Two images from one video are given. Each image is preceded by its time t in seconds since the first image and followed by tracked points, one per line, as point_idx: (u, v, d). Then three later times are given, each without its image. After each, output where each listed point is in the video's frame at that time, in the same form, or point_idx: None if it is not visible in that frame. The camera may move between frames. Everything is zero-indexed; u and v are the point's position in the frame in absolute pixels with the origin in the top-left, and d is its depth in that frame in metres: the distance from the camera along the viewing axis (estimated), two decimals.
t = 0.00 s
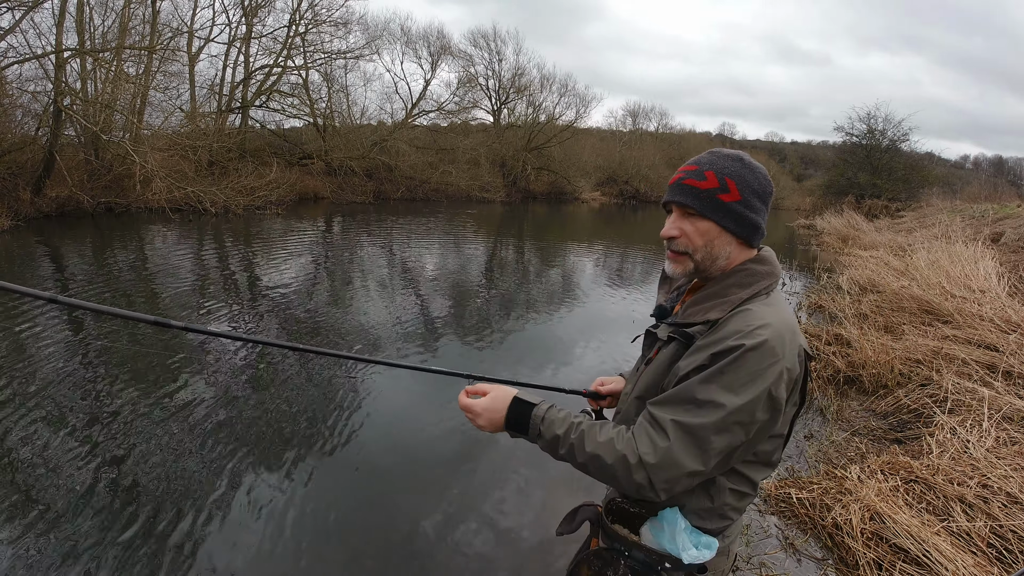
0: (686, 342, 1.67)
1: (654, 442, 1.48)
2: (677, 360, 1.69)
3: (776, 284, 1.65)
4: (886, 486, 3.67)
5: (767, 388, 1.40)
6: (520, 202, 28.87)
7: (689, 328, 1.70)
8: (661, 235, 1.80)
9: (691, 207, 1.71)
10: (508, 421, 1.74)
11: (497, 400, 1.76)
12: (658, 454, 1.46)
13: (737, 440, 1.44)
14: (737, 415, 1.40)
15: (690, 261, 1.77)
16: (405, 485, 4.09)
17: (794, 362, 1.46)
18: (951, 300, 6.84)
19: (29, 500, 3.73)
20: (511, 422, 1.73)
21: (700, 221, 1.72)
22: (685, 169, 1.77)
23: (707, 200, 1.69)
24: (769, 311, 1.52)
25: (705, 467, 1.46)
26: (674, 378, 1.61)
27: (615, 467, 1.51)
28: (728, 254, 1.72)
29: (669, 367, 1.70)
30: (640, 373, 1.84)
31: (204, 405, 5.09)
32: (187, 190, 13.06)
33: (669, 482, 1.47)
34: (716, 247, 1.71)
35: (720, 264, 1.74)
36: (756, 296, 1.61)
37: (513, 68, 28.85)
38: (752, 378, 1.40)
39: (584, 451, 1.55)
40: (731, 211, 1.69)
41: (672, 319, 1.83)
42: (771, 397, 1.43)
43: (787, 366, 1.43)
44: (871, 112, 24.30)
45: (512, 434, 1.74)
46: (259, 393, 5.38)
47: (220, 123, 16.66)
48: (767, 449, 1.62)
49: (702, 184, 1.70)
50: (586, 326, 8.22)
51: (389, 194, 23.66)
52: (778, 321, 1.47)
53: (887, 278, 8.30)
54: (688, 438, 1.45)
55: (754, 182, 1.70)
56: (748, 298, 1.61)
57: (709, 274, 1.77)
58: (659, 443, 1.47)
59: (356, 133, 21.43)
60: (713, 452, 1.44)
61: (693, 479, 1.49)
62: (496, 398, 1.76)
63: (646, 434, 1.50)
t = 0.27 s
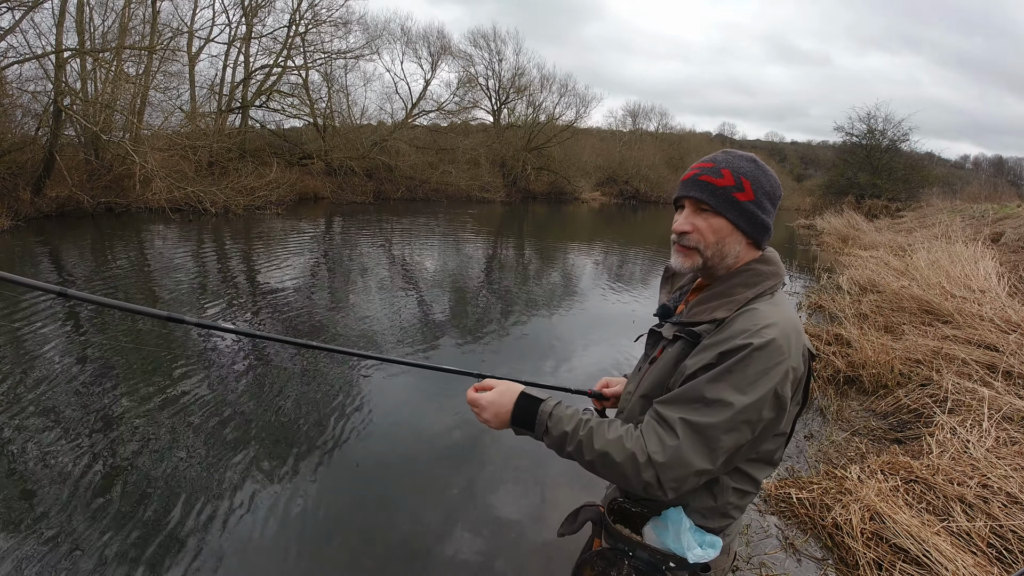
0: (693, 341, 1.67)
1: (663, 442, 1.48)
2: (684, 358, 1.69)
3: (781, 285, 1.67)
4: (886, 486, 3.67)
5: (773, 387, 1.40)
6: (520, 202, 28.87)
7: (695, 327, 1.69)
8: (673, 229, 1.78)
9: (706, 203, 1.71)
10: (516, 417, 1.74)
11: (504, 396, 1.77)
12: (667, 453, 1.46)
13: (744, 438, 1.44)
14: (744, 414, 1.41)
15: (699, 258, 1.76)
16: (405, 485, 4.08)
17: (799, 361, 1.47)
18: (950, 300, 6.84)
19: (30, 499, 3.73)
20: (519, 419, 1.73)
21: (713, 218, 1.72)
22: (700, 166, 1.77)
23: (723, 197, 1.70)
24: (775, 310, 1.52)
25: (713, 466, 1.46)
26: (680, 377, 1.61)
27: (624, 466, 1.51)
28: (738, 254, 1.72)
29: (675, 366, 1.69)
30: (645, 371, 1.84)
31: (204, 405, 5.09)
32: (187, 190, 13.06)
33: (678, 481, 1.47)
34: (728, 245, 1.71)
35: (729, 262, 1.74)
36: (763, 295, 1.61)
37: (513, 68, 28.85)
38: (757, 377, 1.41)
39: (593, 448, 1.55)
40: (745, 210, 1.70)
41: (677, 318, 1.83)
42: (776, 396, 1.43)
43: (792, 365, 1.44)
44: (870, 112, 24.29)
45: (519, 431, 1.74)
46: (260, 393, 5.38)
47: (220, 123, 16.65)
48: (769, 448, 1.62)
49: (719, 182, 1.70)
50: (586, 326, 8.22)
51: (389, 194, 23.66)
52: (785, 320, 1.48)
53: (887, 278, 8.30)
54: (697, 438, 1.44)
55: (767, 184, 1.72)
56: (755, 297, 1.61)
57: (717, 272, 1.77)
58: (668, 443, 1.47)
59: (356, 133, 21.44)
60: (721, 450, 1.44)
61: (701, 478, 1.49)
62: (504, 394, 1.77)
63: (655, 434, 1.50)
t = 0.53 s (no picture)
0: (694, 342, 1.67)
1: (664, 442, 1.48)
2: (684, 359, 1.69)
3: (781, 285, 1.65)
4: (886, 486, 3.67)
5: (773, 388, 1.41)
6: (520, 202, 28.86)
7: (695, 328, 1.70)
8: (667, 226, 1.79)
9: (698, 200, 1.72)
10: (517, 414, 1.73)
11: (506, 393, 1.77)
12: (669, 452, 1.46)
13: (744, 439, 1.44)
14: (745, 414, 1.41)
15: (693, 256, 1.77)
16: (405, 485, 4.09)
17: (799, 362, 1.47)
18: (950, 300, 6.84)
19: (30, 499, 3.73)
20: (519, 416, 1.73)
21: (706, 215, 1.72)
22: (694, 165, 1.79)
23: (714, 194, 1.70)
24: (776, 311, 1.52)
25: (714, 467, 1.46)
26: (681, 378, 1.61)
27: (624, 465, 1.51)
28: (732, 251, 1.72)
29: (675, 367, 1.69)
30: (645, 371, 1.84)
31: (204, 405, 5.09)
32: (188, 190, 13.05)
33: (679, 482, 1.48)
34: (721, 243, 1.72)
35: (723, 260, 1.74)
36: (762, 296, 1.61)
37: (513, 68, 28.85)
38: (759, 378, 1.41)
39: (594, 448, 1.55)
40: (738, 207, 1.69)
41: (677, 318, 1.83)
42: (777, 396, 1.44)
43: (792, 367, 1.44)
44: (870, 112, 24.29)
45: (519, 429, 1.74)
46: (260, 393, 5.38)
47: (220, 123, 16.65)
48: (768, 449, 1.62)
49: (711, 179, 1.71)
50: (586, 326, 8.21)
51: (389, 194, 23.67)
52: (785, 321, 1.48)
53: (887, 278, 8.30)
54: (699, 438, 1.44)
55: (763, 182, 1.71)
56: (752, 297, 1.61)
57: (713, 270, 1.77)
58: (670, 442, 1.47)
59: (356, 133, 21.43)
60: (723, 451, 1.44)
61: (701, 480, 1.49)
62: (505, 391, 1.77)
63: (657, 434, 1.50)
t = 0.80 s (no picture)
0: (688, 343, 1.66)
1: (667, 452, 1.47)
2: (679, 360, 1.68)
3: (773, 284, 1.63)
4: (886, 486, 3.67)
5: (771, 391, 1.41)
6: (520, 202, 28.86)
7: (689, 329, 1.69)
8: (654, 227, 1.84)
9: (679, 201, 1.75)
10: (520, 427, 1.73)
11: (510, 406, 1.77)
12: (672, 464, 1.45)
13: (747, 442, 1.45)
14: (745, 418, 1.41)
15: (679, 255, 1.80)
16: (404, 484, 4.09)
17: (795, 360, 1.47)
18: (950, 300, 6.84)
19: (30, 499, 3.73)
20: (523, 429, 1.72)
21: (687, 215, 1.75)
22: (678, 166, 1.81)
23: (693, 194, 1.72)
24: (768, 309, 1.52)
25: (719, 474, 1.46)
26: (677, 381, 1.60)
27: (629, 476, 1.51)
28: (718, 250, 1.72)
29: (671, 369, 1.68)
30: (640, 372, 1.84)
31: (204, 404, 5.09)
32: (188, 190, 13.05)
33: (685, 491, 1.47)
34: (705, 241, 1.73)
35: (710, 259, 1.74)
36: (755, 295, 1.60)
37: (513, 68, 28.84)
38: (756, 381, 1.41)
39: (599, 461, 1.55)
40: (717, 205, 1.70)
41: (672, 318, 1.83)
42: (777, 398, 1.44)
43: (789, 367, 1.44)
44: (870, 112, 24.28)
45: (523, 443, 1.74)
46: (260, 392, 5.37)
47: (220, 123, 16.66)
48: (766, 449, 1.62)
49: (691, 180, 1.73)
50: (585, 326, 8.22)
51: (389, 194, 23.66)
52: (778, 321, 1.48)
53: (887, 278, 8.30)
54: (701, 446, 1.44)
55: (746, 178, 1.69)
56: (742, 297, 1.60)
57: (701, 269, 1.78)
58: (672, 452, 1.46)
59: (356, 133, 21.43)
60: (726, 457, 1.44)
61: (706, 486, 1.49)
62: (507, 405, 1.77)
63: (659, 443, 1.49)
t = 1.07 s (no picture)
0: (676, 346, 1.64)
1: (681, 471, 1.47)
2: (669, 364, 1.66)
3: (746, 281, 1.60)
4: (886, 486, 3.67)
5: (766, 390, 1.42)
6: (520, 202, 28.86)
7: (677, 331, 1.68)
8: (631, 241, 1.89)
9: (643, 214, 1.80)
10: (534, 462, 1.76)
11: (519, 445, 1.78)
12: (691, 487, 1.46)
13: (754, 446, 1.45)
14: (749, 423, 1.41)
15: (658, 264, 1.84)
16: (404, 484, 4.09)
17: (784, 356, 1.48)
18: (950, 300, 6.84)
19: (29, 499, 3.73)
20: (538, 465, 1.75)
21: (653, 226, 1.78)
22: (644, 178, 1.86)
23: (651, 206, 1.77)
24: (751, 307, 1.51)
25: (736, 482, 1.46)
26: (670, 389, 1.58)
27: (647, 502, 1.53)
28: (688, 254, 1.73)
29: (662, 373, 1.67)
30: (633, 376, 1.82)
31: (204, 404, 5.09)
32: (187, 189, 13.05)
33: (706, 506, 1.48)
34: (673, 248, 1.76)
35: (684, 264, 1.75)
36: (734, 293, 1.59)
37: (513, 68, 28.84)
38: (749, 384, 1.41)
39: (619, 491, 1.56)
40: (674, 212, 1.72)
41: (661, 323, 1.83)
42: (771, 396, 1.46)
43: (780, 364, 1.45)
44: (870, 112, 24.28)
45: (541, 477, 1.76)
46: (260, 392, 5.37)
47: (220, 123, 16.66)
48: (766, 447, 1.61)
49: (648, 194, 1.79)
50: (585, 326, 8.22)
51: (389, 194, 23.66)
52: (761, 317, 1.48)
53: (887, 278, 8.30)
54: (712, 461, 1.44)
55: (698, 179, 1.68)
56: (718, 300, 1.60)
57: (679, 274, 1.80)
58: (688, 475, 1.46)
59: (356, 133, 21.43)
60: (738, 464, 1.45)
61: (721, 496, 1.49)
62: (516, 443, 1.78)
63: (671, 464, 1.48)
